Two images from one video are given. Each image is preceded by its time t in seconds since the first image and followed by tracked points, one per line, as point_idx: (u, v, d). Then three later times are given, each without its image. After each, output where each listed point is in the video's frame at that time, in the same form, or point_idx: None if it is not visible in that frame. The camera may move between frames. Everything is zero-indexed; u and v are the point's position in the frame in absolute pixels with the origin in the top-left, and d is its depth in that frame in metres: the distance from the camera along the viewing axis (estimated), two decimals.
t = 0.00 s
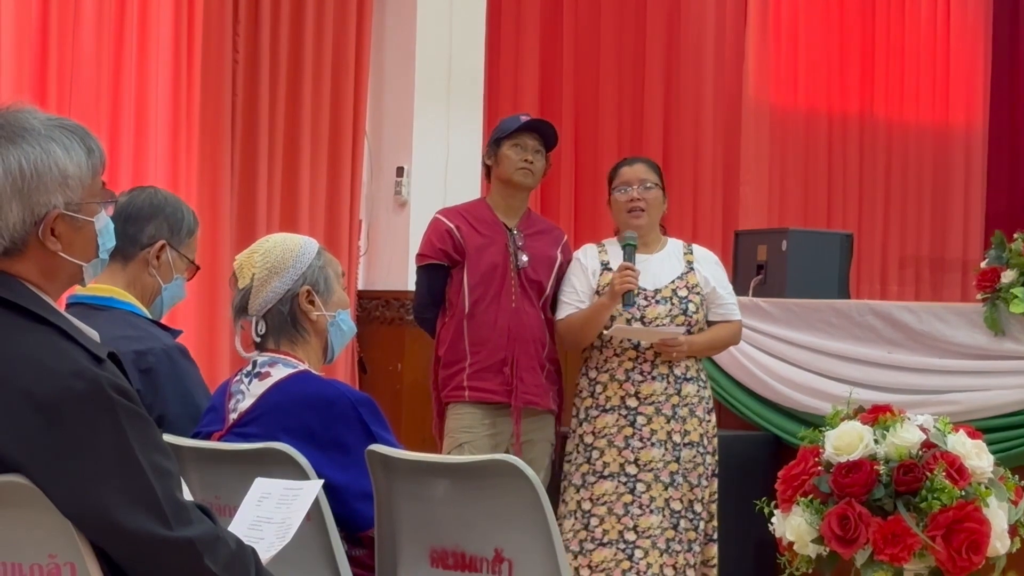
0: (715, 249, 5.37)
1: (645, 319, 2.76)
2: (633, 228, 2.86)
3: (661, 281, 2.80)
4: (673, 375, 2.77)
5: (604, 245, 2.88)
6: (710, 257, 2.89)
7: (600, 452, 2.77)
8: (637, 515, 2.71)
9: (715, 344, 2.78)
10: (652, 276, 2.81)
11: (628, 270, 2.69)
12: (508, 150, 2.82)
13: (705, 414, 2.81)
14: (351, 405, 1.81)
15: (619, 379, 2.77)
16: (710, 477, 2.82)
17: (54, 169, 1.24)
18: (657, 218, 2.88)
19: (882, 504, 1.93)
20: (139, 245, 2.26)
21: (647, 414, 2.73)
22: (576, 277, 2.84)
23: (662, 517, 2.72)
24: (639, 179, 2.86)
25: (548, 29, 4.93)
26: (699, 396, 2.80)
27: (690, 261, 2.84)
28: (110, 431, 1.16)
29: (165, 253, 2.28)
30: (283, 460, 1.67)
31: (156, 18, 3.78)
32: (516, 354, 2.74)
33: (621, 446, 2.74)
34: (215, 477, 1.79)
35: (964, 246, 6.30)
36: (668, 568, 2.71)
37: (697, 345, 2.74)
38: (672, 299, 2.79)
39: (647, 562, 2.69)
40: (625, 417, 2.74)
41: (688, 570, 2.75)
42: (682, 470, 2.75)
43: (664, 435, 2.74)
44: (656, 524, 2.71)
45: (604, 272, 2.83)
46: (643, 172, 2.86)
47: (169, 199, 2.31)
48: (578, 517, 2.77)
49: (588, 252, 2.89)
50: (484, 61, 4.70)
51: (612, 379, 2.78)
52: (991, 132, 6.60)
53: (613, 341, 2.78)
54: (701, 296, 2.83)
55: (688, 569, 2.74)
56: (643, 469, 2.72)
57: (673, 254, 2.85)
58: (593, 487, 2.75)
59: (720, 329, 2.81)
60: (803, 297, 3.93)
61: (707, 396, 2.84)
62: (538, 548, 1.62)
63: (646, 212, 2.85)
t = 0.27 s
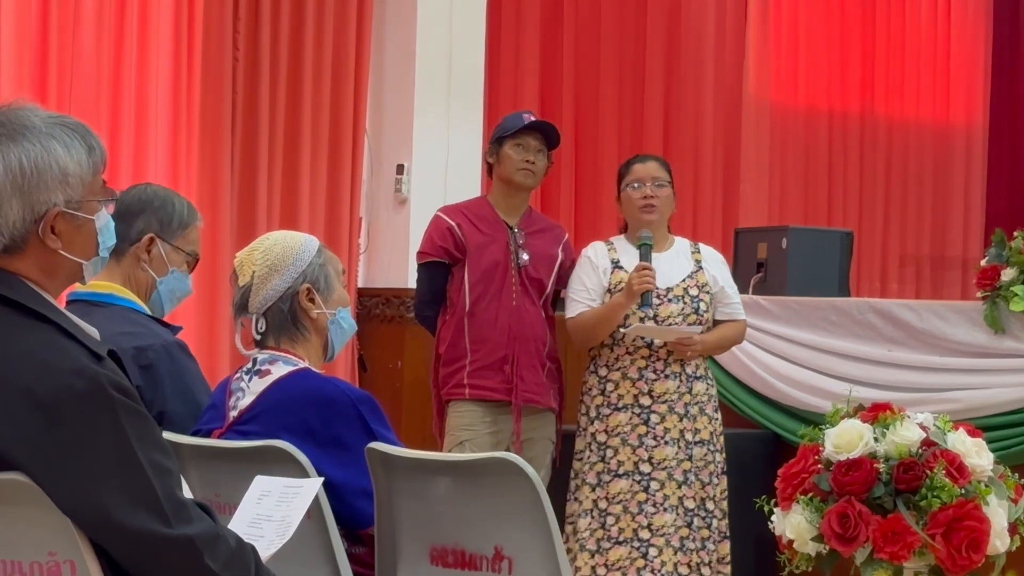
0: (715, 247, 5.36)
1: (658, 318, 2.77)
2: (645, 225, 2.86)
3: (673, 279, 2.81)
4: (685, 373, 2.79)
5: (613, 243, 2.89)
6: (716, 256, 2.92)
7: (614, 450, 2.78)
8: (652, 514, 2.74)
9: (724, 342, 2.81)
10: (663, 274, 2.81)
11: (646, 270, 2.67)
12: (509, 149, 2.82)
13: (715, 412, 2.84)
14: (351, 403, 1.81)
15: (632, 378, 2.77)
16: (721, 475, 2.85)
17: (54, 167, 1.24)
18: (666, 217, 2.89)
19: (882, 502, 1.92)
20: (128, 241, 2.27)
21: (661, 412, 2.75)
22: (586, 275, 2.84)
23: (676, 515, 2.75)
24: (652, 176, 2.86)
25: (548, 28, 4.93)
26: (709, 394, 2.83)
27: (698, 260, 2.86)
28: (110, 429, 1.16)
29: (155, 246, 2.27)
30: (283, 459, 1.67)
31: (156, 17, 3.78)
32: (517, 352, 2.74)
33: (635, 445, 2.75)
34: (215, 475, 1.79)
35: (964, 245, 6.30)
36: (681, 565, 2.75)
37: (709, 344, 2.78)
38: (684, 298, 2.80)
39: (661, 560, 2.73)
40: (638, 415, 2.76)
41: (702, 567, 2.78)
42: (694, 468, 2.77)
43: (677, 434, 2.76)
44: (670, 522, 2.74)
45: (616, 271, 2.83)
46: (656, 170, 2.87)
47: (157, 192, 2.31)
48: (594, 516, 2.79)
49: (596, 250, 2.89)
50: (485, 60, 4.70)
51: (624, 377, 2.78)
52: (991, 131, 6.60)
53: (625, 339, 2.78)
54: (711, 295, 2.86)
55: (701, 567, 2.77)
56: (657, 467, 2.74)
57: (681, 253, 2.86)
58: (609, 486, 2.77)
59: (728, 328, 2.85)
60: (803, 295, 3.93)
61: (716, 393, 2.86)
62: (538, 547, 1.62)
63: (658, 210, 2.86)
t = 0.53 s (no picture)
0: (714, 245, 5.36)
1: (669, 315, 2.78)
2: (655, 223, 2.88)
3: (683, 275, 2.83)
4: (694, 371, 2.80)
5: (623, 241, 2.91)
6: (723, 256, 2.94)
7: (627, 447, 2.78)
8: (663, 511, 2.74)
9: (732, 340, 2.84)
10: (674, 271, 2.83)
11: (661, 264, 2.69)
12: (510, 147, 2.82)
13: (722, 410, 2.85)
14: (350, 400, 1.81)
15: (642, 375, 2.78)
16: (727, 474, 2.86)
17: (53, 164, 1.24)
18: (677, 215, 2.92)
19: (880, 500, 1.93)
20: (125, 238, 2.27)
21: (671, 410, 2.76)
22: (597, 271, 2.87)
23: (686, 512, 2.76)
24: (665, 175, 2.89)
25: (548, 26, 4.93)
26: (716, 392, 2.84)
27: (707, 259, 2.88)
28: (108, 426, 1.16)
29: (151, 243, 2.27)
30: (282, 456, 1.67)
31: (155, 14, 3.77)
32: (515, 350, 2.74)
33: (647, 442, 2.75)
34: (213, 472, 1.79)
35: (963, 243, 6.30)
36: (690, 563, 2.76)
37: (720, 342, 2.80)
38: (695, 295, 2.81)
39: (672, 557, 2.73)
40: (650, 413, 2.76)
41: (711, 565, 2.79)
42: (704, 466, 2.79)
43: (687, 431, 2.77)
44: (681, 519, 2.74)
45: (627, 268, 2.85)
46: (669, 169, 2.89)
47: (152, 188, 2.30)
48: (609, 513, 2.79)
49: (606, 247, 2.92)
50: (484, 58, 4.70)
51: (635, 374, 2.79)
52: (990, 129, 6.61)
53: (636, 335, 2.79)
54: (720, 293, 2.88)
55: (710, 565, 2.78)
56: (668, 465, 2.75)
57: (690, 251, 2.88)
58: (623, 483, 2.77)
59: (734, 327, 2.87)
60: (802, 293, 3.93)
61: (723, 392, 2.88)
62: (536, 543, 1.62)
63: (670, 208, 2.89)
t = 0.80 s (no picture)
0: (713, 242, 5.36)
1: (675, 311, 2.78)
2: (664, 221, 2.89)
3: (691, 272, 2.83)
4: (700, 368, 2.80)
5: (631, 236, 2.92)
6: (731, 254, 2.95)
7: (633, 443, 2.79)
8: (668, 507, 2.74)
9: (737, 338, 2.86)
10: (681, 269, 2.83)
11: (669, 262, 2.70)
12: (510, 143, 2.82)
13: (727, 408, 2.85)
14: (348, 396, 1.81)
15: (648, 371, 2.78)
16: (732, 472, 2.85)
17: (52, 160, 1.24)
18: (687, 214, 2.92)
19: (879, 496, 1.93)
20: (120, 238, 2.25)
21: (677, 406, 2.76)
22: (603, 266, 2.89)
23: (689, 509, 2.76)
24: (677, 173, 2.89)
25: (546, 23, 4.93)
26: (722, 390, 2.84)
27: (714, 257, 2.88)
28: (106, 421, 1.16)
29: (147, 239, 2.25)
30: (281, 452, 1.67)
31: (154, 9, 3.77)
32: (515, 346, 2.74)
33: (652, 438, 2.76)
34: (212, 468, 1.79)
35: (962, 240, 6.30)
36: (693, 560, 2.76)
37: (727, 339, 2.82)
38: (701, 292, 2.82)
39: (675, 553, 2.73)
40: (654, 408, 2.76)
41: (715, 564, 2.78)
42: (709, 463, 2.78)
43: (691, 428, 2.77)
44: (684, 516, 2.74)
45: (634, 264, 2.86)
46: (681, 167, 2.89)
47: (135, 180, 2.26)
48: (618, 508, 2.79)
49: (614, 242, 2.93)
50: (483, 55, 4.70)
51: (641, 370, 2.79)
52: (989, 125, 6.61)
53: (641, 331, 2.80)
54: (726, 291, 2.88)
55: (715, 563, 2.78)
56: (672, 461, 2.75)
57: (698, 249, 2.88)
58: (631, 478, 2.79)
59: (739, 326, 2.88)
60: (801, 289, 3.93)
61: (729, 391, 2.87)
62: (536, 539, 1.62)
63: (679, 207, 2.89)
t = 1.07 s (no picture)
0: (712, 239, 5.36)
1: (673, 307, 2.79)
2: (667, 217, 2.89)
3: (691, 270, 2.84)
4: (699, 365, 2.80)
5: (636, 232, 2.94)
6: (737, 252, 2.93)
7: (631, 438, 2.81)
8: (663, 503, 2.75)
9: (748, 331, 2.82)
10: (682, 267, 2.84)
11: (666, 259, 2.70)
12: (511, 140, 2.82)
13: (729, 406, 2.84)
14: (347, 392, 1.81)
15: (645, 366, 2.79)
16: (735, 470, 2.84)
17: (51, 156, 1.24)
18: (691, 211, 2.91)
19: (877, 492, 1.93)
20: (114, 238, 2.22)
21: (673, 402, 2.76)
22: (606, 261, 2.92)
23: (686, 506, 2.76)
24: (680, 168, 2.89)
25: (545, 19, 4.93)
26: (723, 387, 2.83)
27: (718, 254, 2.87)
28: (106, 417, 1.16)
29: (142, 238, 2.23)
30: (281, 448, 1.67)
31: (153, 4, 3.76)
32: (516, 342, 2.74)
33: (649, 433, 2.77)
34: (211, 464, 1.78)
35: (961, 236, 6.30)
36: (690, 557, 2.76)
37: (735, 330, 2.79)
38: (701, 289, 2.82)
39: (670, 549, 2.74)
40: (651, 404, 2.77)
41: (714, 562, 2.77)
42: (707, 460, 2.78)
43: (689, 424, 2.77)
44: (680, 513, 2.75)
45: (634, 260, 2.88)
46: (686, 162, 2.89)
47: (118, 177, 2.21)
48: (615, 503, 2.82)
49: (619, 238, 2.95)
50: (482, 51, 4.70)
51: (639, 366, 2.80)
52: (988, 122, 6.61)
53: (640, 328, 2.81)
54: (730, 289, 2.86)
55: (713, 561, 2.77)
56: (668, 457, 2.76)
57: (702, 247, 2.89)
58: (629, 473, 2.81)
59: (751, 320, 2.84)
60: (800, 286, 3.93)
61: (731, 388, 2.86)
62: (535, 535, 1.62)
63: (682, 202, 2.88)
